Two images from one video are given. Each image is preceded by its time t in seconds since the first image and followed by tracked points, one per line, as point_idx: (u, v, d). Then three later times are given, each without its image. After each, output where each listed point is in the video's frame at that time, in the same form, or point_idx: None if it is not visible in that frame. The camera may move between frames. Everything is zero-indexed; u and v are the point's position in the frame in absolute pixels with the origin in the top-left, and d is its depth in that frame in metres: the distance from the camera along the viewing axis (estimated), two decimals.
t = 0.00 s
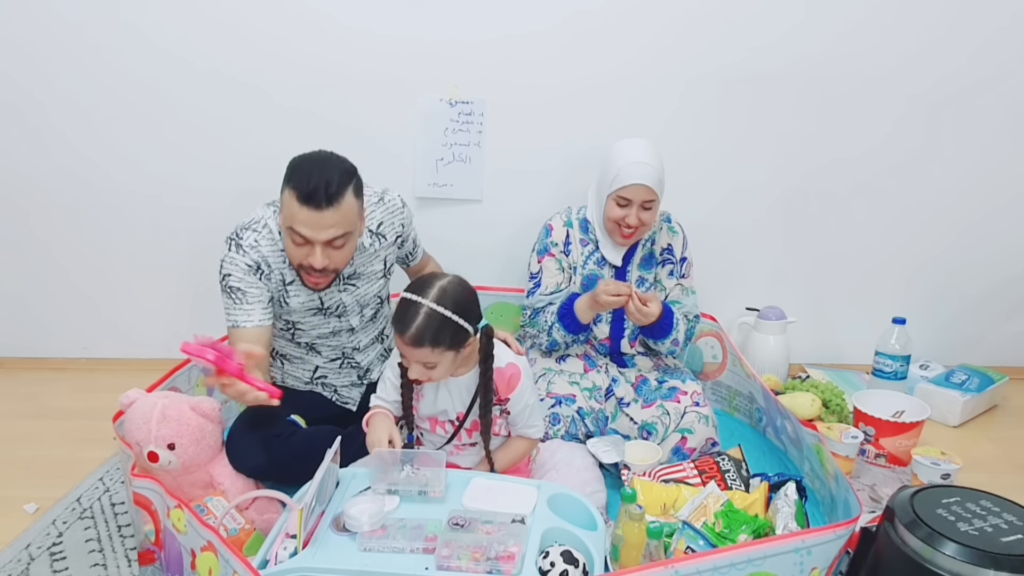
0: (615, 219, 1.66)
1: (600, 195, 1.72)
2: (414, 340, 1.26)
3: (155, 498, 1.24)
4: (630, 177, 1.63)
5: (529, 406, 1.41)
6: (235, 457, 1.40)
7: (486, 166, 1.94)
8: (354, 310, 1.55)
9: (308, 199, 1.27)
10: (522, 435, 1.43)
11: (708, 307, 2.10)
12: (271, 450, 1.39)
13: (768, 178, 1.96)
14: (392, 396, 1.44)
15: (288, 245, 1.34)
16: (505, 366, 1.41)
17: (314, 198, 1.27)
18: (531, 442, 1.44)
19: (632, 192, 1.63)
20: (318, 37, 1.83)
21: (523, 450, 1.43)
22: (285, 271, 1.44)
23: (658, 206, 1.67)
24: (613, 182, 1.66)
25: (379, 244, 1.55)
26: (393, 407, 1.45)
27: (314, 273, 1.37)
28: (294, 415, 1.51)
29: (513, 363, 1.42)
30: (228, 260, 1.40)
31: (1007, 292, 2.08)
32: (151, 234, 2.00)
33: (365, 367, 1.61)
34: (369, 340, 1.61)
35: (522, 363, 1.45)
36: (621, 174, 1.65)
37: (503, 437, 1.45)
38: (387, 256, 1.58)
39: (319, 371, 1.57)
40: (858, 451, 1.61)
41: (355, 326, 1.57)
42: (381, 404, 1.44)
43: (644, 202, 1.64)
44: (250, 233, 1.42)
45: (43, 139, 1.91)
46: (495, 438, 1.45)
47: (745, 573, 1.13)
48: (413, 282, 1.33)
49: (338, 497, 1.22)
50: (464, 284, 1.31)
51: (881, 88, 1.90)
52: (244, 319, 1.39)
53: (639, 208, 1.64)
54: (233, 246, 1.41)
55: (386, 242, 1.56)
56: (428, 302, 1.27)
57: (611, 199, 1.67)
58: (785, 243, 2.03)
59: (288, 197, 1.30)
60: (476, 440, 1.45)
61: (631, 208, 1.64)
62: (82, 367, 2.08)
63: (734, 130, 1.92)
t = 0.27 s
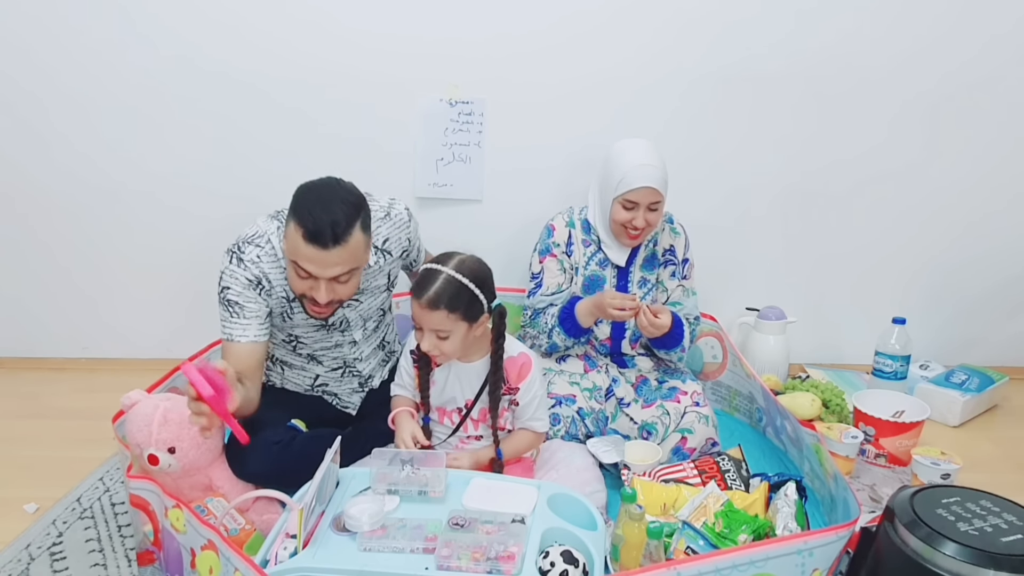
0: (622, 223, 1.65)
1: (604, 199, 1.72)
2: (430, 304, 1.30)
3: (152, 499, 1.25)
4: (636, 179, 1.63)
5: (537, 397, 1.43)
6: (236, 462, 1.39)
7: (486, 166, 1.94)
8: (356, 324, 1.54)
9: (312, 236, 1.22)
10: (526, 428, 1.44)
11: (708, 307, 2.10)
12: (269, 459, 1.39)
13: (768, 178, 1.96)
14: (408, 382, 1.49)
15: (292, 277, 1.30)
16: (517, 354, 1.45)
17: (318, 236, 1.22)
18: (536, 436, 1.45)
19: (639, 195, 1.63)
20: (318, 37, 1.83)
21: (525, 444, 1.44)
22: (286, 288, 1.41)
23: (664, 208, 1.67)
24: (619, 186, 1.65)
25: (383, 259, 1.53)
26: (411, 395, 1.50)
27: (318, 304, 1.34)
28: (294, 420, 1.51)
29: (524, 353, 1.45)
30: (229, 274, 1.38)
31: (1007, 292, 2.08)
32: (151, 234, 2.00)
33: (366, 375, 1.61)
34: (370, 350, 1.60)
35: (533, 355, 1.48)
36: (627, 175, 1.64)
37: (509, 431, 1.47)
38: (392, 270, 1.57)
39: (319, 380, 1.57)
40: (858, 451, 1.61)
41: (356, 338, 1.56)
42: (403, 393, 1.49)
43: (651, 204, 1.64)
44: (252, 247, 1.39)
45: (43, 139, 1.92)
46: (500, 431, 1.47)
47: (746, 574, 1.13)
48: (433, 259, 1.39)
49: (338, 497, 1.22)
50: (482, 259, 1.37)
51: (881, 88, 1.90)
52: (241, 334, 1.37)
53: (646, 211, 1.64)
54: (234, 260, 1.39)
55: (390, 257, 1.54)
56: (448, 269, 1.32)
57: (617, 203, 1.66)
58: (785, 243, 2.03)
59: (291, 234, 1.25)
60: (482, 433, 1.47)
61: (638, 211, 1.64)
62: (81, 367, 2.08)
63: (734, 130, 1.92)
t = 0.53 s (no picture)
0: (624, 225, 1.65)
1: (606, 201, 1.72)
2: (449, 280, 1.36)
3: (146, 499, 1.27)
4: (639, 181, 1.62)
5: (543, 387, 1.49)
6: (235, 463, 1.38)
7: (486, 166, 1.94)
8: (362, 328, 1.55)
9: (331, 249, 1.22)
10: (531, 419, 1.48)
11: (707, 307, 2.10)
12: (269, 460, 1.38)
13: (768, 178, 1.96)
14: (418, 376, 1.52)
15: (306, 285, 1.30)
16: (526, 344, 1.50)
17: (336, 247, 1.22)
18: (539, 428, 1.49)
19: (642, 197, 1.62)
20: (318, 37, 1.83)
21: (530, 433, 1.48)
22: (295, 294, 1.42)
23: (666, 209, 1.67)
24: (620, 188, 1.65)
25: (391, 264, 1.54)
26: (421, 390, 1.53)
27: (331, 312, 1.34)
28: (296, 420, 1.52)
29: (532, 343, 1.51)
30: (238, 281, 1.38)
31: (1007, 292, 2.08)
32: (151, 234, 2.00)
33: (368, 378, 1.61)
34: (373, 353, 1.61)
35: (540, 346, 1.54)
36: (628, 176, 1.64)
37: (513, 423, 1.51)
38: (398, 276, 1.58)
39: (321, 382, 1.57)
40: (858, 451, 1.61)
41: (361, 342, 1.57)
42: (413, 387, 1.52)
43: (653, 206, 1.64)
44: (261, 254, 1.40)
45: (43, 139, 1.92)
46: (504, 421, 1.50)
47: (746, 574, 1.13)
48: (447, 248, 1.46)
49: (338, 497, 1.22)
50: (493, 244, 1.45)
51: (881, 88, 1.90)
52: (252, 341, 1.38)
53: (649, 213, 1.64)
54: (243, 268, 1.38)
55: (398, 263, 1.55)
56: (466, 249, 1.40)
57: (619, 205, 1.66)
58: (785, 243, 2.03)
59: (308, 245, 1.24)
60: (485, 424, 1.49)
61: (640, 212, 1.64)
62: (81, 367, 2.08)
63: (734, 130, 1.92)
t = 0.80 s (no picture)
0: (624, 225, 1.65)
1: (606, 202, 1.72)
2: (466, 257, 1.37)
3: (143, 500, 1.26)
4: (639, 183, 1.62)
5: (544, 377, 1.49)
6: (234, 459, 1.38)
7: (486, 166, 1.94)
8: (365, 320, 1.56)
9: (344, 219, 1.25)
10: (534, 410, 1.48)
11: (707, 307, 2.10)
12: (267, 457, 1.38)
13: (768, 178, 1.96)
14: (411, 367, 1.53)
15: (317, 261, 1.32)
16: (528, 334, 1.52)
17: (347, 220, 1.25)
18: (543, 419, 1.48)
19: (642, 199, 1.62)
20: (318, 37, 1.83)
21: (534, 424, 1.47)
22: (302, 280, 1.43)
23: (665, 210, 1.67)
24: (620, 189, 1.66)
25: (395, 256, 1.55)
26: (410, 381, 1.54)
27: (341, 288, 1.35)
28: (297, 419, 1.51)
29: (533, 333, 1.52)
30: (247, 266, 1.39)
31: (1007, 292, 2.08)
32: (151, 234, 2.00)
33: (369, 373, 1.62)
34: (375, 348, 1.61)
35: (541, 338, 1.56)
36: (629, 177, 1.64)
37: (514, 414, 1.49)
38: (401, 269, 1.59)
39: (323, 376, 1.57)
40: (858, 451, 1.61)
41: (363, 334, 1.57)
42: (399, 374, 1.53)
43: (653, 208, 1.64)
44: (270, 239, 1.41)
45: (43, 139, 1.91)
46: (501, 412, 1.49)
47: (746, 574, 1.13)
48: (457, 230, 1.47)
49: (338, 497, 1.22)
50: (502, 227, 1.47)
51: (881, 88, 1.90)
52: (258, 326, 1.38)
53: (648, 214, 1.64)
54: (252, 252, 1.39)
55: (402, 255, 1.56)
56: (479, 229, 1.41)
57: (619, 206, 1.66)
58: (785, 243, 2.03)
59: (320, 217, 1.27)
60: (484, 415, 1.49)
61: (640, 214, 1.64)
62: (81, 367, 2.08)
63: (734, 130, 1.92)
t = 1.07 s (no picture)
0: (623, 227, 1.65)
1: (606, 202, 1.71)
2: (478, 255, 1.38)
3: (143, 500, 1.27)
4: (639, 185, 1.62)
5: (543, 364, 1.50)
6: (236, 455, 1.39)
7: (486, 166, 1.94)
8: (366, 308, 1.58)
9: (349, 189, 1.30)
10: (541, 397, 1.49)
11: (708, 307, 2.10)
12: (273, 452, 1.40)
13: (768, 177, 1.96)
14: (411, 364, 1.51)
15: (321, 233, 1.37)
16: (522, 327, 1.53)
17: (352, 190, 1.30)
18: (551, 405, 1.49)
19: (642, 201, 1.62)
20: (318, 37, 1.83)
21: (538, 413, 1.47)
22: (303, 262, 1.46)
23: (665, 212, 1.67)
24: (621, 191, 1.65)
25: (394, 244, 1.57)
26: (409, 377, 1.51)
27: (344, 261, 1.40)
28: (295, 415, 1.51)
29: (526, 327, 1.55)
30: (248, 248, 1.43)
31: (1007, 292, 2.08)
32: (151, 234, 2.00)
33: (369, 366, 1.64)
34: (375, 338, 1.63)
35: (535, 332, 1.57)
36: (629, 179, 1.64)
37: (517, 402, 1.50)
38: (400, 259, 1.61)
39: (324, 368, 1.58)
40: (858, 451, 1.61)
41: (363, 323, 1.59)
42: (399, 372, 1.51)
43: (653, 209, 1.64)
44: (273, 223, 1.45)
45: (43, 139, 1.91)
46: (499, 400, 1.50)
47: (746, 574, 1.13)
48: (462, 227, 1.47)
49: (338, 497, 1.22)
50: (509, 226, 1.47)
51: (881, 88, 1.90)
52: (257, 306, 1.41)
53: (648, 216, 1.64)
54: (255, 234, 1.44)
55: (401, 244, 1.58)
56: (488, 227, 1.42)
57: (619, 208, 1.66)
58: (785, 243, 2.03)
59: (325, 190, 1.32)
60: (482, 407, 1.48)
61: (640, 215, 1.64)
62: (81, 367, 2.08)
63: (734, 130, 1.92)
